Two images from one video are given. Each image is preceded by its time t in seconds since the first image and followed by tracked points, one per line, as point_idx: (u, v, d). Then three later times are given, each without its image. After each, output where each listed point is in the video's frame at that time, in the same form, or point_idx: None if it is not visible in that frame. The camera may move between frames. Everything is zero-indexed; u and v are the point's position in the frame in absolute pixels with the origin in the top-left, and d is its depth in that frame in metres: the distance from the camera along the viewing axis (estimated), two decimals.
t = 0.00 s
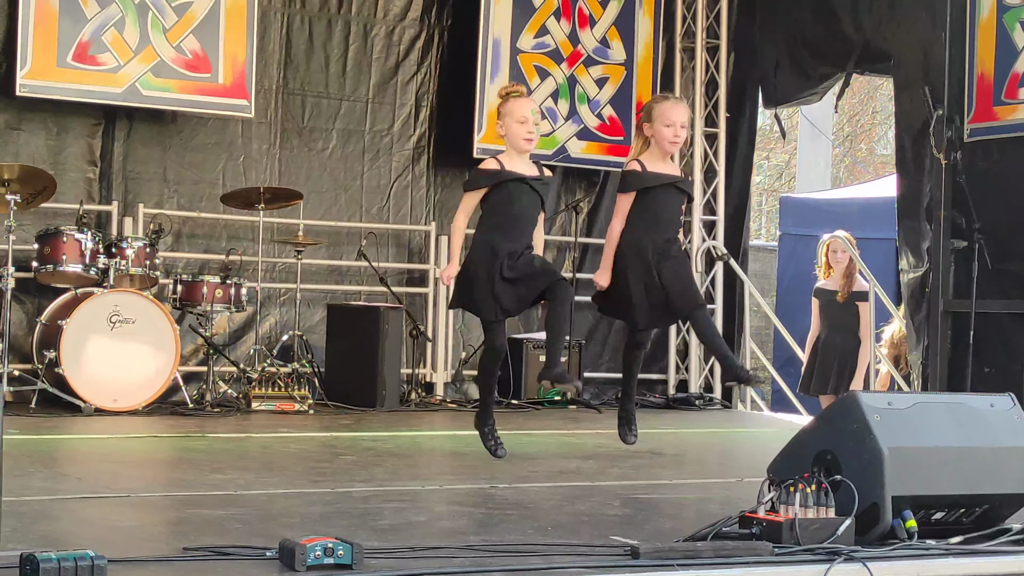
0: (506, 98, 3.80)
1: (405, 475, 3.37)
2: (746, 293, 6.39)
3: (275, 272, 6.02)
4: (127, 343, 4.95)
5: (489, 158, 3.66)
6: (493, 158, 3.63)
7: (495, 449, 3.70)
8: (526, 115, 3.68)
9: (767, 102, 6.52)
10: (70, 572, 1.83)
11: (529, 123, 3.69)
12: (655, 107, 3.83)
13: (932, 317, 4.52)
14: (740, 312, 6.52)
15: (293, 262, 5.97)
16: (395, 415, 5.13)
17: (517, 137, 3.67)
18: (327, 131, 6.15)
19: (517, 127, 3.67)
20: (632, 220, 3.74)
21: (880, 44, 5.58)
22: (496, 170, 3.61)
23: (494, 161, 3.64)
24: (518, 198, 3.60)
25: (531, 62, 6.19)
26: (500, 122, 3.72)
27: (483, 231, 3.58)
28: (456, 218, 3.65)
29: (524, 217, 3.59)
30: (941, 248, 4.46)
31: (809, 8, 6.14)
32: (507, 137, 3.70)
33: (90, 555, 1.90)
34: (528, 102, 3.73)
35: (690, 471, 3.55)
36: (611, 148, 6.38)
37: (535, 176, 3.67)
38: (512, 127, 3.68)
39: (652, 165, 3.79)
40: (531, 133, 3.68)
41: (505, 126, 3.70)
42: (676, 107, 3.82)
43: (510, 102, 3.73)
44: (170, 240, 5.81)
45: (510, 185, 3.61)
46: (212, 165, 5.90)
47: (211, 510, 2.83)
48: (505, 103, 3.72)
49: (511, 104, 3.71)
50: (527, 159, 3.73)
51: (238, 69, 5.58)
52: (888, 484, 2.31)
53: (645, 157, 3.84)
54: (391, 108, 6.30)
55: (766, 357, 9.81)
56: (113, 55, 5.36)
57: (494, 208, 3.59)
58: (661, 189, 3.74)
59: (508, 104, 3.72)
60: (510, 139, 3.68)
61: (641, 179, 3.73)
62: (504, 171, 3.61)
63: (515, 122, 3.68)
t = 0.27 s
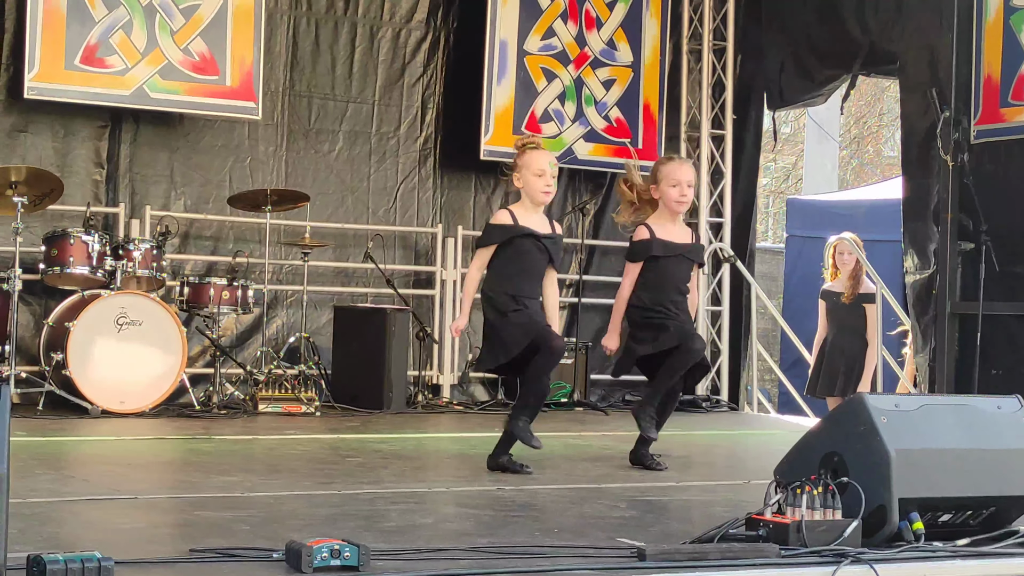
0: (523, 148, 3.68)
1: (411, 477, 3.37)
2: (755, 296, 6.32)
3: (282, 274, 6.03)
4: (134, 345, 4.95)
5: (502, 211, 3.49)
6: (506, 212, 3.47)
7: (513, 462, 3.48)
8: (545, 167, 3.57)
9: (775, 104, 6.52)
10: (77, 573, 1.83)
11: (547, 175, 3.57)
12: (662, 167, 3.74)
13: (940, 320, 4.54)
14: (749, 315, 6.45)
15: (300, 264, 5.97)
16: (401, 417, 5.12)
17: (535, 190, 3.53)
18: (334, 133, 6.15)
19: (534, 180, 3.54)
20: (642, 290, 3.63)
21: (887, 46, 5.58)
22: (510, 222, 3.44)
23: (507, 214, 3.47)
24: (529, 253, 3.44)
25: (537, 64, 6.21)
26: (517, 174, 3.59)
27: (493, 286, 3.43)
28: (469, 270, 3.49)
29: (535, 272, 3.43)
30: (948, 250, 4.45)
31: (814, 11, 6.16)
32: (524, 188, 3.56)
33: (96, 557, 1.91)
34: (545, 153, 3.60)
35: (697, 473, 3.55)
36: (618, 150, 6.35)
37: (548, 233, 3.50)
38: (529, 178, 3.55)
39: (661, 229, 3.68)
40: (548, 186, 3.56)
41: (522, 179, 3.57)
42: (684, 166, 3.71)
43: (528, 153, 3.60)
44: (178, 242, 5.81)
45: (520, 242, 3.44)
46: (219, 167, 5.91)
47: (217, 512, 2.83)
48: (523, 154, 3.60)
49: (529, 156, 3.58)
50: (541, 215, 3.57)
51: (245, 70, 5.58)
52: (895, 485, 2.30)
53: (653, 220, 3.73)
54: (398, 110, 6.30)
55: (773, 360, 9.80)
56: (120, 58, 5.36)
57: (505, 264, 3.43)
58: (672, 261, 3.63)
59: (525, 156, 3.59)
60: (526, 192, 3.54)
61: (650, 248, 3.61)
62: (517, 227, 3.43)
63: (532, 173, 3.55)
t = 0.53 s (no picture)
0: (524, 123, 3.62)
1: (410, 481, 3.37)
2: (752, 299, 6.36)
3: (281, 277, 6.03)
4: (132, 348, 4.96)
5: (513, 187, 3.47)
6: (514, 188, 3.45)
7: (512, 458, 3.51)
8: (547, 144, 3.51)
9: (771, 108, 6.48)
10: None
11: (551, 152, 3.53)
12: (667, 132, 3.73)
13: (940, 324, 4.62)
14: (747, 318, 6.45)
15: (299, 268, 5.98)
16: (400, 420, 5.13)
17: (537, 166, 3.50)
18: (333, 137, 6.16)
19: (538, 156, 3.49)
20: (652, 249, 3.63)
21: (885, 49, 5.60)
22: (525, 199, 3.42)
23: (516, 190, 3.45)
24: (548, 229, 3.44)
25: (537, 68, 6.21)
26: (519, 149, 3.54)
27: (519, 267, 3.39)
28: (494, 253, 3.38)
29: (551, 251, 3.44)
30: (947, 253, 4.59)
31: (812, 13, 6.15)
32: (525, 164, 3.53)
33: (94, 562, 1.92)
34: (549, 129, 3.55)
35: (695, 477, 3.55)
36: (617, 154, 6.38)
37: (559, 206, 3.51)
38: (530, 154, 3.51)
39: (667, 191, 3.70)
40: (551, 162, 3.51)
41: (524, 155, 3.52)
42: (688, 130, 3.70)
43: (530, 128, 3.55)
44: (176, 245, 5.82)
45: (539, 217, 3.43)
46: (217, 170, 5.91)
47: (216, 516, 2.83)
48: (524, 129, 3.54)
49: (532, 131, 3.53)
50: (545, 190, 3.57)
51: (245, 74, 5.58)
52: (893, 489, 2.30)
53: (661, 184, 3.74)
54: (397, 113, 6.31)
55: (771, 364, 9.81)
56: (120, 61, 5.37)
57: (527, 244, 3.41)
58: (680, 216, 3.64)
59: (527, 131, 3.54)
60: (528, 167, 3.51)
61: (656, 205, 3.63)
62: (533, 203, 3.43)
63: (534, 150, 3.50)
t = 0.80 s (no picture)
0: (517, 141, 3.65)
1: (408, 482, 3.37)
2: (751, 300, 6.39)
3: (278, 278, 6.03)
4: (130, 349, 4.95)
5: (498, 206, 3.48)
6: (500, 207, 3.45)
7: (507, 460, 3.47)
8: (540, 161, 3.54)
9: (769, 109, 6.49)
10: None
11: (543, 169, 3.55)
12: (653, 133, 3.74)
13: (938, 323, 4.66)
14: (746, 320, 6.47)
15: (296, 269, 5.98)
16: (398, 422, 5.13)
17: (530, 183, 3.52)
18: (330, 138, 6.16)
19: (530, 172, 3.52)
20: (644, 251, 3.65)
21: (879, 55, 5.61)
22: (508, 219, 3.43)
23: (502, 210, 3.46)
24: (529, 248, 3.44)
25: (534, 69, 6.21)
26: (511, 166, 3.57)
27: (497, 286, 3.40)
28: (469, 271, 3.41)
29: (534, 268, 3.43)
30: (944, 254, 4.61)
31: (808, 16, 6.14)
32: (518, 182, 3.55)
33: (91, 563, 1.92)
34: (541, 146, 3.57)
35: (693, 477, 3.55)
36: (615, 155, 6.38)
37: (544, 228, 3.51)
38: (523, 172, 3.53)
39: (656, 191, 3.70)
40: (544, 179, 3.54)
41: (516, 172, 3.54)
42: (674, 131, 3.71)
43: (523, 145, 3.58)
44: (174, 246, 5.82)
45: (518, 237, 3.44)
46: (215, 172, 5.91)
47: (214, 517, 2.83)
48: (518, 147, 3.57)
49: (524, 149, 3.56)
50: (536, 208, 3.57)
51: (241, 75, 5.58)
52: (891, 490, 2.31)
53: (648, 184, 3.75)
54: (395, 114, 6.31)
55: (769, 365, 9.81)
56: (117, 63, 5.37)
57: (505, 263, 3.42)
58: (671, 215, 3.64)
59: (519, 149, 3.57)
60: (521, 184, 3.53)
61: (646, 206, 3.64)
62: (515, 221, 3.43)
63: (527, 167, 3.53)
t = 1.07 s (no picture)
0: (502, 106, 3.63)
1: (404, 481, 3.37)
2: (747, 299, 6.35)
3: (274, 278, 6.03)
4: (126, 349, 4.95)
5: (479, 168, 3.50)
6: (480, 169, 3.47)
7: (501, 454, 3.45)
8: (521, 127, 3.52)
9: (766, 108, 6.51)
10: None
11: (523, 134, 3.53)
12: (636, 136, 3.69)
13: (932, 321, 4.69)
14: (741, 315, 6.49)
15: (292, 268, 5.97)
16: (394, 421, 5.13)
17: (509, 148, 3.50)
18: (327, 137, 6.15)
19: (511, 138, 3.50)
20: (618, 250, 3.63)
21: (873, 50, 5.58)
22: (484, 180, 3.44)
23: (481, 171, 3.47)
24: (505, 210, 3.43)
25: (530, 68, 6.20)
26: (494, 131, 3.55)
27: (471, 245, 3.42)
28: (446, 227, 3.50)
29: (512, 230, 3.41)
30: (939, 252, 4.68)
31: (803, 15, 6.14)
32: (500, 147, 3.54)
33: (87, 562, 1.91)
34: (524, 112, 3.55)
35: (689, 476, 3.55)
36: (611, 154, 6.38)
37: (526, 190, 3.49)
38: (504, 136, 3.51)
39: (638, 196, 3.66)
40: (524, 146, 3.52)
41: (498, 136, 3.53)
42: (658, 134, 3.66)
43: (506, 110, 3.56)
44: (169, 245, 5.81)
45: (494, 198, 3.43)
46: (211, 170, 5.91)
47: (210, 516, 2.83)
48: (501, 110, 3.56)
49: (507, 113, 3.54)
50: (520, 173, 3.56)
51: (237, 75, 5.59)
52: (888, 489, 2.31)
53: (631, 187, 3.71)
54: (391, 113, 6.31)
55: (765, 364, 9.82)
56: (112, 62, 5.37)
57: (481, 223, 3.43)
58: (648, 222, 3.60)
59: (502, 113, 3.55)
60: (501, 150, 3.51)
61: (625, 210, 3.61)
62: (492, 182, 3.44)
63: (508, 132, 3.51)
